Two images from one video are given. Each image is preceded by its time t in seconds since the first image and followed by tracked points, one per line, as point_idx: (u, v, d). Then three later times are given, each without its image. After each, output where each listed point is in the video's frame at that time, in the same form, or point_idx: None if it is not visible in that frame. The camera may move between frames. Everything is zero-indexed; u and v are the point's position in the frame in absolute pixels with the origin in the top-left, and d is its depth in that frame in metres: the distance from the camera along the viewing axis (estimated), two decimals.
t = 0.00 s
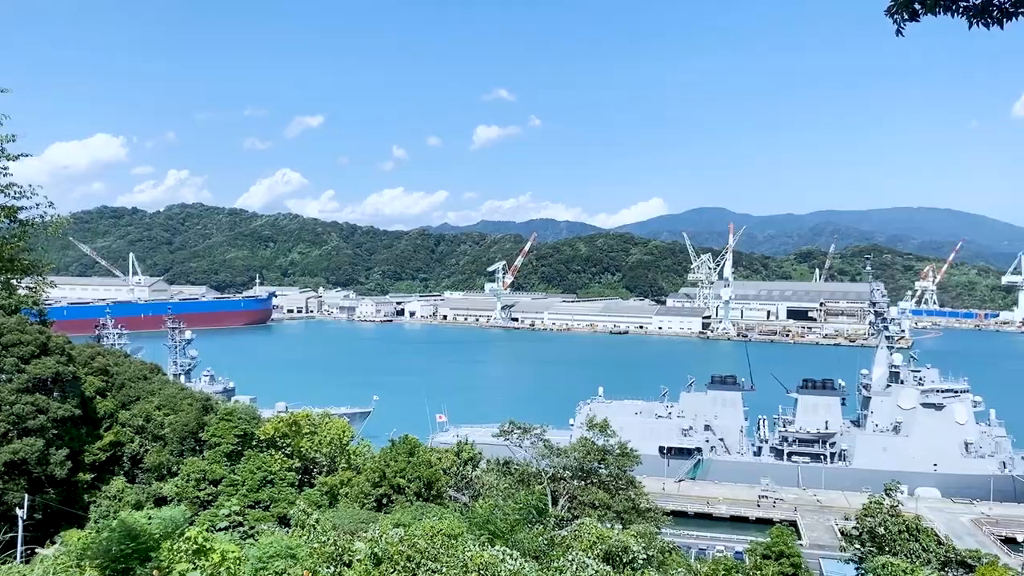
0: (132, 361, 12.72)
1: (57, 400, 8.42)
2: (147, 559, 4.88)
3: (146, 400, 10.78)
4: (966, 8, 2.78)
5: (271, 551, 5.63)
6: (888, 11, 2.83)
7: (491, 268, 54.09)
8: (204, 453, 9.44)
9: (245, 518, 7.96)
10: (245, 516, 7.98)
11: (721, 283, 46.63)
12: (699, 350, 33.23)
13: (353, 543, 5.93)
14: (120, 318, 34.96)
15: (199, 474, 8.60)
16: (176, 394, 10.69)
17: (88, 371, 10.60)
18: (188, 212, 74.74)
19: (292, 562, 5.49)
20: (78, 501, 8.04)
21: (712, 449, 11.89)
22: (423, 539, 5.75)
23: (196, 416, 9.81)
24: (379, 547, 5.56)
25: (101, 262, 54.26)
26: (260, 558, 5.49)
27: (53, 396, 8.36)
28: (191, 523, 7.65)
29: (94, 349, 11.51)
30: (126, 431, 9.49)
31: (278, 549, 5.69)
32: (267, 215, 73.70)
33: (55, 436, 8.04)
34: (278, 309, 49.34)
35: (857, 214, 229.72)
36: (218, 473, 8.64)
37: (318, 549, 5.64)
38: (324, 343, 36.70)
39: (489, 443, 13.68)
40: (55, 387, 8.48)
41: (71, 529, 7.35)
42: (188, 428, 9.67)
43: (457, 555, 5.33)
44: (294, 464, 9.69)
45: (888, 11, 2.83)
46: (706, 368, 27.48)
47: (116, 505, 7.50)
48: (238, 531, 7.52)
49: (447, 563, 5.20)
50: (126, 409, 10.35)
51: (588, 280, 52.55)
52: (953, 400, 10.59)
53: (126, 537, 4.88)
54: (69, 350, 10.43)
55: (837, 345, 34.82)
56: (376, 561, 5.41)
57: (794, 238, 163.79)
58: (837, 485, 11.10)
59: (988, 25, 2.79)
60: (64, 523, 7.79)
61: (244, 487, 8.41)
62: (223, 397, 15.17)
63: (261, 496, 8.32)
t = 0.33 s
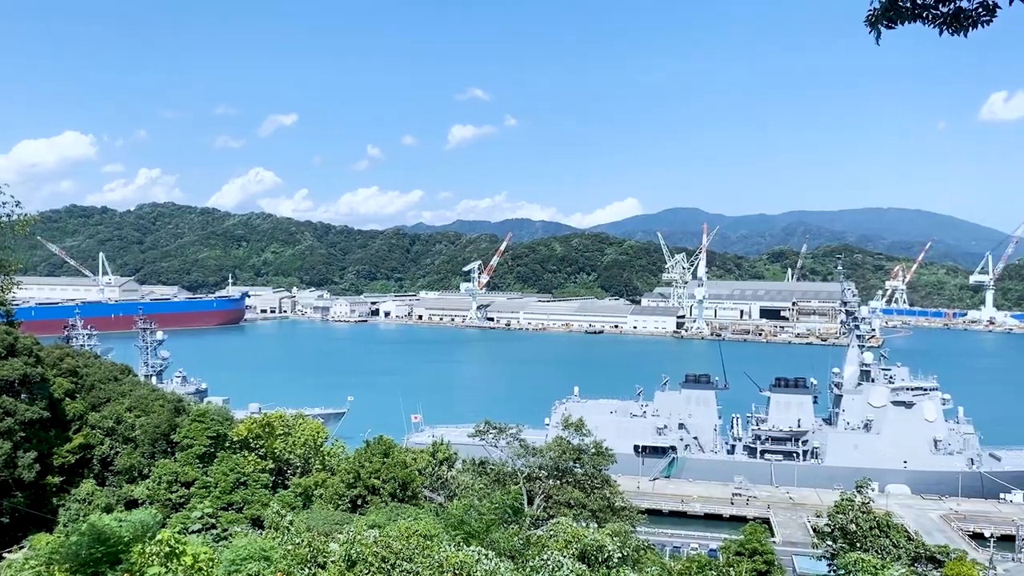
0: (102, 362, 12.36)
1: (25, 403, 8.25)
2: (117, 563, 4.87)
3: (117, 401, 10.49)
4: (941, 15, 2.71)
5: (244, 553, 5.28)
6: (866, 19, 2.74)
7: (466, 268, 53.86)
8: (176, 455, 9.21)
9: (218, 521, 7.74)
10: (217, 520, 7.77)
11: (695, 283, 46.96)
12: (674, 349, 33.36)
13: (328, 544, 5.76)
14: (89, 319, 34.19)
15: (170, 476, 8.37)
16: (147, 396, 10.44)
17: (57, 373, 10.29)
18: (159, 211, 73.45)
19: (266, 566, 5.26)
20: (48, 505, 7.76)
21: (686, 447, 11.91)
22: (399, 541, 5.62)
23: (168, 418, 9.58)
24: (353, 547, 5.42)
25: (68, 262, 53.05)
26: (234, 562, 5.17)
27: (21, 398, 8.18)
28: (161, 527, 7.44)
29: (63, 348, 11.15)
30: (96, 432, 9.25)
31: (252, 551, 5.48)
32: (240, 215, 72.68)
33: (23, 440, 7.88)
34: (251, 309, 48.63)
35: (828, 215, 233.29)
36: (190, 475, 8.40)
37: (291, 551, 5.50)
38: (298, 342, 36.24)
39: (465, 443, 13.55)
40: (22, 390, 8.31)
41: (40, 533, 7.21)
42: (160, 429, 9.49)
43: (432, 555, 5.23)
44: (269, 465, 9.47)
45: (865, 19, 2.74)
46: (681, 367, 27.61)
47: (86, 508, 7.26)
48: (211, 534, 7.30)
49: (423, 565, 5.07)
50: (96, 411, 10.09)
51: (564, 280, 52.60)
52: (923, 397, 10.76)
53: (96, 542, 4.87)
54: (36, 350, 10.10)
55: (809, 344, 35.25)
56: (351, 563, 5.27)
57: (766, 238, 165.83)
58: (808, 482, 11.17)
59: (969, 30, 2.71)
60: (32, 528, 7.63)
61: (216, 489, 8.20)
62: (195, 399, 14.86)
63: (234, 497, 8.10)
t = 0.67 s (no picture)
0: (73, 363, 12.02)
1: None
2: (89, 565, 4.89)
3: (88, 403, 10.26)
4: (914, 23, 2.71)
5: (217, 555, 5.47)
6: (840, 26, 2.73)
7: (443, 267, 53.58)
8: (149, 458, 9.00)
9: (191, 523, 7.53)
10: (191, 522, 7.55)
11: (671, 283, 47.21)
12: (650, 349, 33.52)
13: (303, 545, 5.64)
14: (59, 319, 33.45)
15: (143, 477, 8.16)
16: (120, 398, 10.20)
17: (27, 374, 10.02)
18: (130, 209, 72.13)
19: (240, 568, 5.25)
20: (16, 507, 7.71)
21: (662, 446, 11.92)
22: (377, 542, 5.52)
23: (141, 420, 9.37)
24: (329, 546, 5.30)
25: (36, 261, 51.85)
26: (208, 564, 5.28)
27: None
28: (133, 530, 7.24)
29: (32, 349, 10.87)
30: (67, 435, 9.04)
31: (225, 554, 5.46)
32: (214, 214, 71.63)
33: None
34: (224, 309, 47.93)
35: (801, 215, 236.45)
36: (164, 477, 8.20)
37: (266, 552, 5.36)
38: (273, 343, 35.82)
39: (442, 443, 13.44)
40: None
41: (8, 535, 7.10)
42: (132, 431, 9.20)
43: (409, 555, 5.14)
44: (243, 466, 9.34)
45: (841, 26, 2.73)
46: (655, 366, 27.78)
47: (56, 511, 7.09)
48: (184, 537, 7.10)
49: (400, 564, 4.99)
50: (67, 413, 9.88)
51: (540, 279, 52.61)
52: (895, 395, 10.84)
53: (66, 544, 4.92)
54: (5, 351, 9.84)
55: (783, 343, 35.66)
56: (326, 564, 5.15)
57: (740, 238, 167.55)
58: (782, 479, 11.26)
59: (945, 36, 2.70)
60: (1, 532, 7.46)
61: (190, 491, 7.99)
62: (168, 400, 14.56)
63: (209, 499, 7.90)
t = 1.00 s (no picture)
0: (45, 364, 11.68)
1: None
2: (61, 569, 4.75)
3: (60, 405, 10.00)
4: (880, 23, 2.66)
5: (193, 557, 5.42)
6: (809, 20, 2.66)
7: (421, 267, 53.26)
8: (123, 459, 8.78)
9: (165, 525, 7.35)
10: (166, 524, 7.34)
11: (648, 282, 47.43)
12: (628, 348, 33.62)
13: (280, 546, 5.51)
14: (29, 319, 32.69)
15: (117, 479, 7.92)
16: (92, 398, 9.93)
17: None
18: (102, 208, 70.75)
19: (216, 570, 5.17)
20: None
21: (640, 444, 11.90)
22: (355, 542, 5.39)
23: (115, 421, 9.13)
24: (305, 546, 5.15)
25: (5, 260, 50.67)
26: (183, 566, 5.27)
27: None
28: (105, 533, 7.03)
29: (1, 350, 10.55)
30: (38, 437, 8.80)
31: (201, 556, 5.38)
32: (189, 213, 70.56)
33: None
34: (199, 309, 47.23)
35: (776, 216, 239.10)
36: (138, 479, 7.97)
37: (242, 553, 5.23)
38: (249, 343, 35.35)
39: (419, 443, 13.30)
40: None
41: None
42: (105, 432, 8.96)
43: (387, 555, 5.04)
44: (218, 468, 9.13)
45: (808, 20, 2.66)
46: (633, 365, 27.89)
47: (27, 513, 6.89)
48: (158, 539, 6.93)
49: (376, 565, 4.87)
50: (38, 415, 9.61)
51: (518, 279, 52.58)
52: (869, 393, 10.90)
53: (38, 548, 4.76)
54: None
55: (759, 341, 36.01)
56: (302, 566, 5.02)
57: (717, 238, 168.99)
58: (758, 477, 11.31)
59: (920, 39, 2.67)
60: None
61: (164, 493, 7.77)
62: (142, 401, 14.24)
63: (183, 501, 7.69)
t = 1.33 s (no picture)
0: (17, 365, 11.39)
1: None
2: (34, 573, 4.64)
3: (34, 405, 9.77)
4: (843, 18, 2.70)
5: (170, 560, 5.39)
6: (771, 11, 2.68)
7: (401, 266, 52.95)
8: (98, 462, 8.57)
9: (142, 528, 7.20)
10: (143, 527, 7.18)
11: (627, 282, 47.60)
12: (607, 347, 33.70)
13: (258, 547, 5.41)
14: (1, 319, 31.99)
15: (92, 482, 7.70)
16: (69, 398, 9.75)
17: None
18: (76, 206, 69.43)
19: (194, 572, 5.09)
20: None
21: (619, 443, 11.91)
22: (334, 543, 5.29)
23: (89, 422, 8.91)
24: (284, 546, 5.05)
25: None
26: (160, 568, 5.29)
27: None
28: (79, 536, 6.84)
29: None
30: (11, 439, 8.58)
31: (178, 559, 5.35)
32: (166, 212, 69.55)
33: None
34: (176, 309, 46.60)
35: (754, 215, 241.40)
36: (114, 480, 7.76)
37: (221, 555, 5.13)
38: (227, 343, 34.94)
39: (399, 443, 13.20)
40: None
41: None
42: (80, 434, 8.74)
43: (366, 556, 4.96)
44: (196, 469, 8.95)
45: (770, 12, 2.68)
46: (612, 364, 27.98)
47: None
48: (135, 542, 6.78)
49: (355, 567, 4.80)
50: (11, 416, 9.38)
51: (498, 278, 52.54)
52: (845, 392, 10.98)
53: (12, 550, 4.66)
54: None
55: (737, 340, 36.34)
56: (281, 568, 4.91)
57: (695, 238, 170.16)
58: (735, 475, 11.37)
59: (892, 41, 2.68)
60: None
61: (141, 495, 7.58)
62: (118, 402, 13.98)
63: (160, 502, 7.51)
